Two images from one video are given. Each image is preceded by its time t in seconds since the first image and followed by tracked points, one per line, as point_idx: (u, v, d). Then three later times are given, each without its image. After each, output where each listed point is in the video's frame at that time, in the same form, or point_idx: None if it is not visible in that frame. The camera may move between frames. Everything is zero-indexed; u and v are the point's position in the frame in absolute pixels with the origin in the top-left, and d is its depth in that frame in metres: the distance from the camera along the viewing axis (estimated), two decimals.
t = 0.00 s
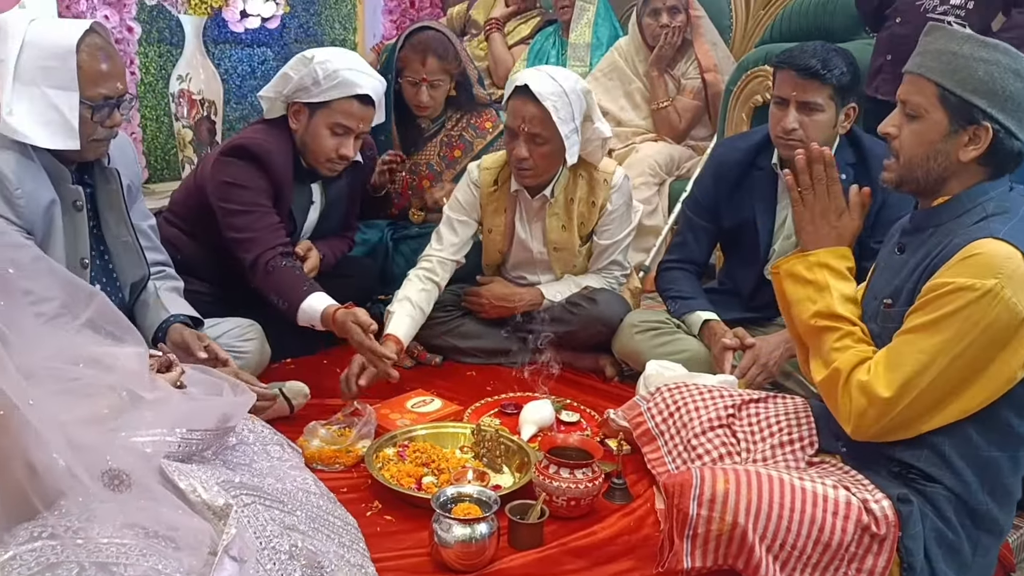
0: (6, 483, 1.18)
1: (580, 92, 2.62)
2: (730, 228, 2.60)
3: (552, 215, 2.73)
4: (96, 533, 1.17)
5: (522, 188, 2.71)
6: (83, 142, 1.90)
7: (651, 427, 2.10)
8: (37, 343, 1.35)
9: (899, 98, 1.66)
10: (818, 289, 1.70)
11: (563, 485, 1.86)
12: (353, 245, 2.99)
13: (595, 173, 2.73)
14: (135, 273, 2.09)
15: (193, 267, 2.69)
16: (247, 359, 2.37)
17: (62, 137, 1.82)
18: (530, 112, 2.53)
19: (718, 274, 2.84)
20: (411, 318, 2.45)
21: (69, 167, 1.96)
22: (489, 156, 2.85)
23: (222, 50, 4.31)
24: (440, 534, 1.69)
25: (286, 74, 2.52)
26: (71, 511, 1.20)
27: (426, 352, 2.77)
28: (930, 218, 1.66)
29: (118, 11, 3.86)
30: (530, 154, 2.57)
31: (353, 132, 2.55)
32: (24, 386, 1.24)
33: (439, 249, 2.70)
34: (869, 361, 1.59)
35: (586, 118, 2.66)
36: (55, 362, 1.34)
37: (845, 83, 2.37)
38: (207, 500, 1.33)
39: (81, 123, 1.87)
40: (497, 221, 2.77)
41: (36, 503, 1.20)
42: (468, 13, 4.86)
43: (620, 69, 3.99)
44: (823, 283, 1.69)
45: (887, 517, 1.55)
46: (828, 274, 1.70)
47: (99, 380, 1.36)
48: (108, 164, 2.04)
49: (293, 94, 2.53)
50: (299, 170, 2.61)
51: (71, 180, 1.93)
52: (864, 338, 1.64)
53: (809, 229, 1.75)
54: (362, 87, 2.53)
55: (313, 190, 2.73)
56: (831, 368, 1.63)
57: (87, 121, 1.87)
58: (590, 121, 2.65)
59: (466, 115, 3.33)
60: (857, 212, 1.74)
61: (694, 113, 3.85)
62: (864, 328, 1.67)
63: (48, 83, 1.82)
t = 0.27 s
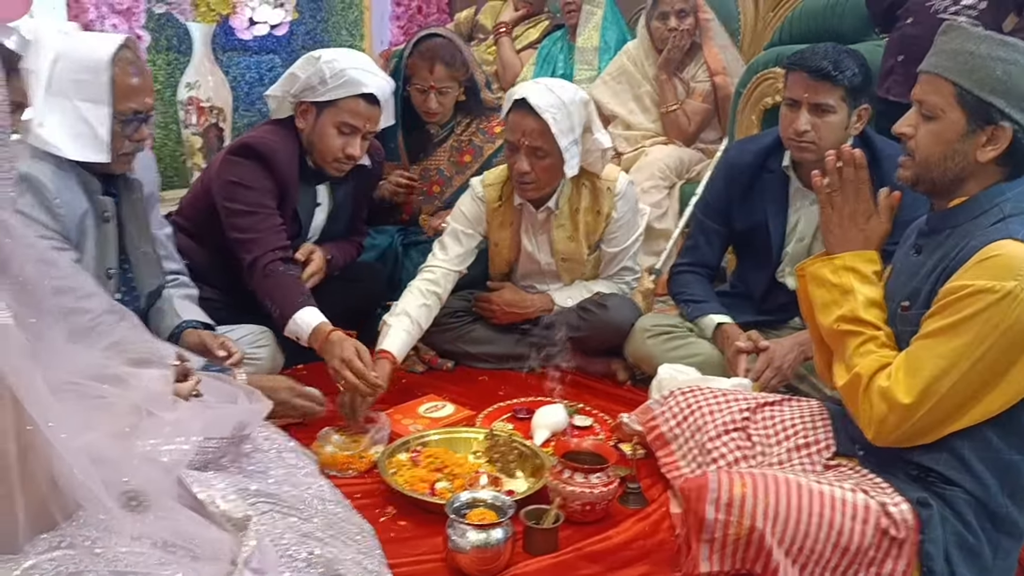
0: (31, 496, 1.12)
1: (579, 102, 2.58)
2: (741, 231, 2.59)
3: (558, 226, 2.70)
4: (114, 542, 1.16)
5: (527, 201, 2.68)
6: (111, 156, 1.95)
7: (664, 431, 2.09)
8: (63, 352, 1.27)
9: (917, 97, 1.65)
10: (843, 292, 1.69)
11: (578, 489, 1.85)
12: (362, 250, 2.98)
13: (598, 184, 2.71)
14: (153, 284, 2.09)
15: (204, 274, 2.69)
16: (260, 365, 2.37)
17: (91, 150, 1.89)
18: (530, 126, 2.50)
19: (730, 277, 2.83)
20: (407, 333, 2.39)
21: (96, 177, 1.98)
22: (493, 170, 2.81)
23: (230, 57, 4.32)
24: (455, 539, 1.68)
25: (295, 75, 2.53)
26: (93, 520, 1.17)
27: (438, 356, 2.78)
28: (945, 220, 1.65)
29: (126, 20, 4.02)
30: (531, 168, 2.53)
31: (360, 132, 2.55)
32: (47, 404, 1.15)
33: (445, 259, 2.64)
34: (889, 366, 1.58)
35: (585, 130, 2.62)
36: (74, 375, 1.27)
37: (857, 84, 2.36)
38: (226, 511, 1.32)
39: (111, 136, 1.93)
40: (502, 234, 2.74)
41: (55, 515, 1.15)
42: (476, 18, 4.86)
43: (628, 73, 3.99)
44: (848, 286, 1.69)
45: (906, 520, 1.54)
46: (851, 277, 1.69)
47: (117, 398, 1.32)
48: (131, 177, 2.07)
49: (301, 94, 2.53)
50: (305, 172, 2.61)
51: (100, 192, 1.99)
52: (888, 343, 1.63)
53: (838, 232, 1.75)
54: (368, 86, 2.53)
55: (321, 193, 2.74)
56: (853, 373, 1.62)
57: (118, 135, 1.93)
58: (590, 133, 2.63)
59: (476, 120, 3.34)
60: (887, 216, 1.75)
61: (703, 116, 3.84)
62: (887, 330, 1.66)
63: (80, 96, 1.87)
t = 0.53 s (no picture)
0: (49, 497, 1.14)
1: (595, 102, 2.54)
2: (765, 225, 2.56)
3: (578, 226, 2.66)
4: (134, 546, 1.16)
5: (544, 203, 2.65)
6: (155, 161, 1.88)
7: (688, 428, 2.07)
8: (81, 356, 1.30)
9: (945, 88, 1.61)
10: (871, 286, 1.66)
11: (601, 488, 1.83)
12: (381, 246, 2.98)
13: (616, 181, 2.66)
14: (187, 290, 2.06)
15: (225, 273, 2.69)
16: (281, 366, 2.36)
17: (138, 154, 1.81)
18: (546, 128, 2.46)
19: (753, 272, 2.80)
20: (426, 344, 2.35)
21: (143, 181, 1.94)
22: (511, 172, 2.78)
23: (249, 55, 4.32)
24: (477, 539, 1.67)
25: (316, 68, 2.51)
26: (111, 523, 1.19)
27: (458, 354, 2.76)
28: (976, 213, 1.62)
29: (146, 20, 3.97)
30: (548, 170, 2.50)
31: (382, 125, 2.54)
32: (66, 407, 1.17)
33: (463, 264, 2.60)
34: (917, 361, 1.55)
35: (602, 129, 2.57)
36: (91, 378, 1.29)
37: (882, 75, 2.32)
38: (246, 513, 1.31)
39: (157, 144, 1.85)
40: (521, 238, 2.72)
41: (75, 517, 1.17)
42: (493, 13, 4.84)
43: (648, 66, 3.96)
44: (876, 280, 1.66)
45: (936, 519, 1.51)
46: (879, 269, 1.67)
47: (133, 397, 1.31)
48: (172, 182, 2.03)
49: (324, 87, 2.53)
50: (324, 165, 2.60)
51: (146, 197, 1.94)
52: (917, 338, 1.60)
53: (864, 226, 1.72)
54: (391, 80, 2.51)
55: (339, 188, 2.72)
56: (881, 369, 1.59)
57: (162, 143, 1.85)
58: (607, 133, 2.58)
59: (494, 116, 3.30)
60: (915, 209, 1.72)
61: (724, 108, 3.80)
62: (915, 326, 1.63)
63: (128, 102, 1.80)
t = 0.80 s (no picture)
0: (38, 490, 1.13)
1: (598, 93, 2.51)
2: (768, 217, 2.52)
3: (579, 219, 2.63)
4: (125, 548, 1.13)
5: (545, 195, 2.61)
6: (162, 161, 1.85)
7: (692, 424, 2.04)
8: (66, 351, 1.25)
9: (951, 78, 1.58)
10: (878, 281, 1.63)
11: (604, 486, 1.80)
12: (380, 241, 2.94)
13: (618, 173, 2.62)
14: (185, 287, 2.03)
15: (222, 268, 2.66)
16: (278, 364, 2.33)
17: (144, 153, 1.77)
18: (549, 118, 2.42)
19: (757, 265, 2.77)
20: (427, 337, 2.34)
21: (146, 180, 1.91)
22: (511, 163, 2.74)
23: (247, 49, 4.25)
24: (478, 539, 1.64)
25: (314, 60, 2.49)
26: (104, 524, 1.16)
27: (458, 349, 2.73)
28: (984, 205, 1.58)
29: (142, 13, 4.04)
30: (552, 161, 2.47)
31: (383, 116, 2.51)
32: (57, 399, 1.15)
33: (462, 258, 2.57)
34: (925, 357, 1.52)
35: (605, 120, 2.54)
36: (80, 374, 1.25)
37: (887, 65, 2.28)
38: (239, 514, 1.28)
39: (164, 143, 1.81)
40: (522, 230, 2.68)
41: (66, 513, 1.15)
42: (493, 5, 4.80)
43: (649, 58, 3.92)
44: (884, 275, 1.63)
45: (945, 516, 1.48)
46: (887, 263, 1.63)
47: (128, 395, 1.28)
48: (177, 182, 1.99)
49: (324, 79, 2.49)
50: (324, 158, 2.57)
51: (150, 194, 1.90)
52: (926, 333, 1.57)
53: (872, 219, 1.69)
54: (392, 69, 2.48)
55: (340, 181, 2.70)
56: (889, 365, 1.56)
57: (169, 143, 1.82)
58: (610, 123, 2.54)
59: (493, 108, 3.27)
60: (924, 201, 1.69)
61: (727, 99, 3.76)
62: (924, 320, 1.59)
63: (136, 101, 1.77)
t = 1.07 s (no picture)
0: (46, 486, 1.10)
1: (622, 83, 2.47)
2: (790, 210, 2.48)
3: (599, 210, 2.59)
4: (135, 545, 1.11)
5: (565, 186, 2.57)
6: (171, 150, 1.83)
7: (713, 420, 2.01)
8: (75, 345, 1.23)
9: (978, 66, 1.53)
10: (905, 275, 1.58)
11: (623, 483, 1.77)
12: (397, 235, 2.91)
13: (639, 165, 2.58)
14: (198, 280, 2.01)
15: (238, 263, 2.64)
16: (294, 359, 2.30)
17: (152, 143, 1.75)
18: (572, 107, 2.39)
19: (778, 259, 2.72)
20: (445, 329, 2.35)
21: (158, 171, 1.89)
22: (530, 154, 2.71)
23: (263, 43, 4.24)
24: (495, 537, 1.61)
25: (331, 56, 2.46)
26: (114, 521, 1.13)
27: (475, 344, 2.70)
28: (1014, 196, 1.54)
29: (158, 8, 3.96)
30: (574, 150, 2.43)
31: (403, 109, 2.48)
32: (64, 391, 1.13)
33: (479, 250, 2.56)
34: (953, 354, 1.47)
35: (629, 110, 2.50)
36: (89, 368, 1.23)
37: (912, 54, 2.23)
38: (251, 512, 1.26)
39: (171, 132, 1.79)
40: (541, 221, 2.65)
41: (76, 510, 1.12)
42: None
43: (668, 49, 3.87)
44: (910, 269, 1.58)
45: (976, 516, 1.44)
46: (915, 258, 1.58)
47: (140, 389, 1.26)
48: (187, 173, 1.97)
49: (341, 76, 2.46)
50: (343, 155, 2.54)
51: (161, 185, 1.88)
52: (954, 329, 1.52)
53: (896, 212, 1.64)
54: (410, 62, 2.45)
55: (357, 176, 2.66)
56: (916, 362, 1.52)
57: (177, 131, 1.80)
58: (633, 113, 2.50)
59: (510, 101, 3.24)
60: (952, 192, 1.64)
61: (747, 91, 3.71)
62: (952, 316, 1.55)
63: (142, 90, 1.75)
